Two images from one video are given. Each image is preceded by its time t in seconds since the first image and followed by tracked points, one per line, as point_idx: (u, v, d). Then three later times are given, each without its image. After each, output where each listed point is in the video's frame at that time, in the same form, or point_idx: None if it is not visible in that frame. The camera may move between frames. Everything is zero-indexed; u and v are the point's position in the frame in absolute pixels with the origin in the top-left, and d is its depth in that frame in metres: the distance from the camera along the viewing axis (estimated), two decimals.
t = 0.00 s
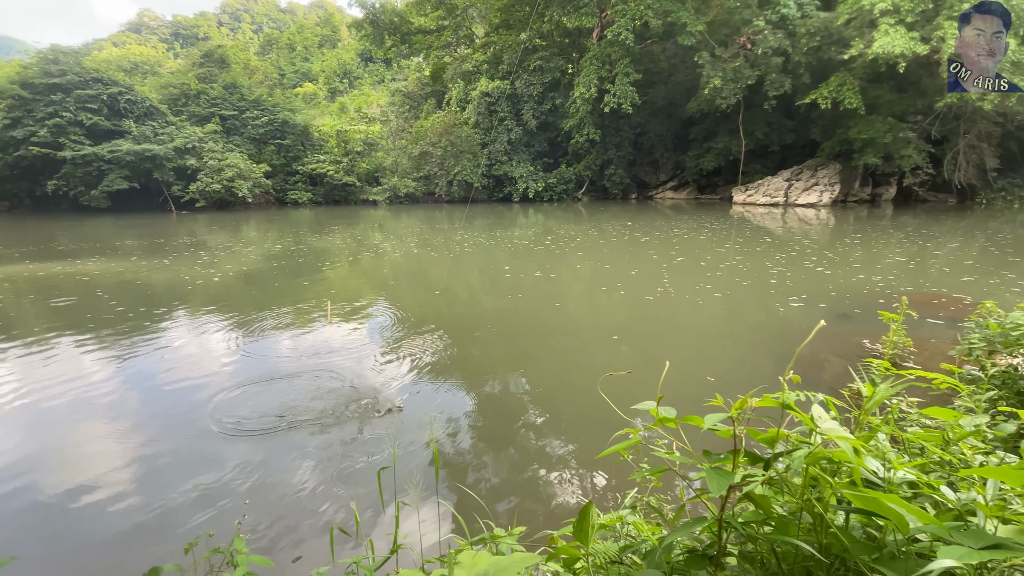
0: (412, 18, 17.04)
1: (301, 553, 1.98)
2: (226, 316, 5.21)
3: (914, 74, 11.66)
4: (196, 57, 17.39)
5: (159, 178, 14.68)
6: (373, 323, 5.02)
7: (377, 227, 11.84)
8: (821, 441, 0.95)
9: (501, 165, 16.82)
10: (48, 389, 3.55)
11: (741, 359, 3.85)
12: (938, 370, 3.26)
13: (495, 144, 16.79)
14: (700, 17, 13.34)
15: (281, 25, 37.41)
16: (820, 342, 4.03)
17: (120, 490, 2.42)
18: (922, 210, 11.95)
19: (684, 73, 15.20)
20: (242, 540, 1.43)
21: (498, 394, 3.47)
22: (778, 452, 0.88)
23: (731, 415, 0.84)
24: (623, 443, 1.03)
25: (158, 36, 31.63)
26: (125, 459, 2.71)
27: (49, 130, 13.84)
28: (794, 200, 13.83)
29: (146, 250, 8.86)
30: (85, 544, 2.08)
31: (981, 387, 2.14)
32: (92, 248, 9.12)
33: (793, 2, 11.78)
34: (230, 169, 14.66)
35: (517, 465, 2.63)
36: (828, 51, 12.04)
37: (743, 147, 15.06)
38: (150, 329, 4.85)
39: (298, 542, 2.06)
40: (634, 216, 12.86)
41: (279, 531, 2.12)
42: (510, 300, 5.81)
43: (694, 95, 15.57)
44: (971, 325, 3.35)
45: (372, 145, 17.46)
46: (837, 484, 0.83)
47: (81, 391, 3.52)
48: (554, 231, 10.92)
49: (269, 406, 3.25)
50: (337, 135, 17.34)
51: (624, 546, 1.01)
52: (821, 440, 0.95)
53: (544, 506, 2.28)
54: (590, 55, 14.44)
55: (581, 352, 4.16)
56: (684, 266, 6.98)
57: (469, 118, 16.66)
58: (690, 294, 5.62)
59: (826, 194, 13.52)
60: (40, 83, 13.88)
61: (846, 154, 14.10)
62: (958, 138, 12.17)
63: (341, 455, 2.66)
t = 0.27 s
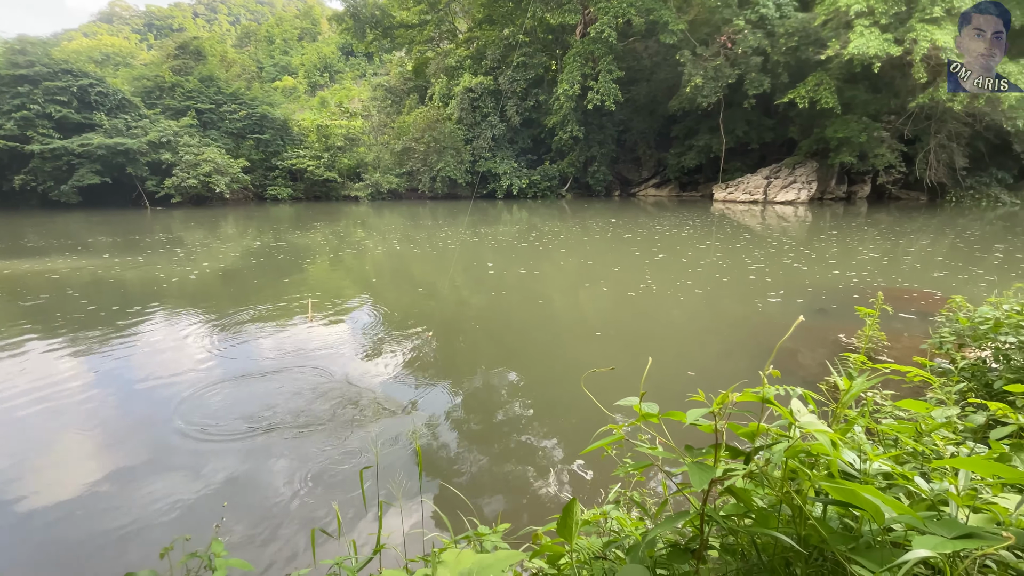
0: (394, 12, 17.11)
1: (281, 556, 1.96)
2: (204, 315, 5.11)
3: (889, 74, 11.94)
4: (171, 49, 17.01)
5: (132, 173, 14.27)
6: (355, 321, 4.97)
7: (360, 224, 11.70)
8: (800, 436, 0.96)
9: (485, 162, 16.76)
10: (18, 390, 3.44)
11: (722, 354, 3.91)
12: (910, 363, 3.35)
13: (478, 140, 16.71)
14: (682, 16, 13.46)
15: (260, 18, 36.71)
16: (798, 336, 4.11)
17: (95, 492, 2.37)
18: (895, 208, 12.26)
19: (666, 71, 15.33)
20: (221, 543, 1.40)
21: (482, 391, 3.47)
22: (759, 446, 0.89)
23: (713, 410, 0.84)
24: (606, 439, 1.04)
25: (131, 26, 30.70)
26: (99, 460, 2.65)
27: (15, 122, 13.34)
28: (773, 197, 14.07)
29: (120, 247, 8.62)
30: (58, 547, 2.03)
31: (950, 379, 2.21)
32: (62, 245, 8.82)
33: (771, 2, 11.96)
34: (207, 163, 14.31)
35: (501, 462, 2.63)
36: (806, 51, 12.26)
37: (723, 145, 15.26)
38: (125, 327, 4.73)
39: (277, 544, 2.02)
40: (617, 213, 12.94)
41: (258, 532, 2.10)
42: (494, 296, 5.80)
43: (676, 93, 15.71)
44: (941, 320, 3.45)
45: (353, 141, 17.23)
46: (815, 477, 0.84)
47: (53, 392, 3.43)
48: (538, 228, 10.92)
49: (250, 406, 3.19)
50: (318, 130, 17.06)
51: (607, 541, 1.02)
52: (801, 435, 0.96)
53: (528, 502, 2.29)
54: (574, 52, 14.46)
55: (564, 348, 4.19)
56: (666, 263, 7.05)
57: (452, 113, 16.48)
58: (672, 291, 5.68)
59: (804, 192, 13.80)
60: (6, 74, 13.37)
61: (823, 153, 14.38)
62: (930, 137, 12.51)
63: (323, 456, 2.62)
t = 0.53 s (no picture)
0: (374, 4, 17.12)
1: (261, 558, 1.93)
2: (180, 313, 5.00)
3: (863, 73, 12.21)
4: (143, 39, 16.51)
5: (103, 167, 13.84)
6: (336, 318, 4.91)
7: (340, 220, 11.55)
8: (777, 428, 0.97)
9: (468, 157, 16.67)
10: None
11: (702, 349, 3.96)
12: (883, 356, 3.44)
13: (461, 135, 16.60)
14: (663, 13, 13.56)
15: (235, 9, 35.90)
16: (776, 330, 4.19)
17: (68, 495, 2.31)
18: (869, 204, 12.56)
19: (647, 68, 15.43)
20: (198, 545, 1.37)
21: (465, 387, 3.46)
22: (737, 438, 0.91)
23: (692, 403, 0.85)
24: (588, 433, 1.04)
25: (99, 16, 29.70)
26: (72, 462, 2.57)
27: None
28: (752, 193, 14.31)
29: (89, 244, 8.35)
30: (29, 552, 1.97)
31: (921, 370, 2.28)
32: (28, 242, 8.51)
33: (750, 1, 12.11)
34: (181, 158, 13.94)
35: (485, 458, 2.63)
36: (784, 50, 12.46)
37: (704, 142, 15.44)
38: (96, 326, 4.59)
39: (257, 546, 2.00)
40: (600, 209, 13.00)
41: (238, 534, 2.06)
42: (478, 293, 5.78)
43: (657, 90, 15.84)
44: (912, 313, 3.56)
45: (333, 135, 16.98)
46: (792, 467, 0.86)
47: (21, 394, 3.31)
48: (520, 224, 10.91)
49: (229, 405, 3.13)
50: (296, 124, 16.75)
51: (590, 535, 1.02)
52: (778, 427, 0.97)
53: (512, 498, 2.30)
54: (556, 47, 14.48)
55: (547, 345, 4.19)
56: (647, 258, 7.12)
57: (434, 108, 16.40)
58: (653, 286, 5.74)
59: (781, 188, 14.08)
60: None
61: (800, 150, 14.65)
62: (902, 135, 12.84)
63: (304, 456, 2.59)
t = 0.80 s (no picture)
0: None
1: (244, 560, 1.91)
2: (158, 312, 4.89)
3: (842, 71, 12.41)
4: (117, 31, 16.05)
5: (76, 163, 13.44)
6: (320, 316, 4.85)
7: (323, 216, 11.40)
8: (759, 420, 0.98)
9: (453, 153, 16.57)
10: None
11: (686, 343, 4.01)
12: (861, 348, 3.52)
13: (446, 131, 16.50)
14: (646, 9, 13.60)
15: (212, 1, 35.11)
16: (758, 324, 4.26)
17: (45, 500, 2.25)
18: (848, 200, 12.80)
19: (631, 64, 15.49)
20: (178, 549, 1.34)
21: (452, 384, 3.45)
22: (721, 431, 0.91)
23: (676, 397, 0.86)
24: (574, 428, 1.04)
25: (68, 6, 28.78)
26: (49, 466, 2.51)
27: None
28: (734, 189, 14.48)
29: (62, 242, 8.10)
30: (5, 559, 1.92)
31: (898, 362, 2.34)
32: None
33: None
34: (158, 153, 13.61)
35: (472, 455, 2.62)
36: (765, 47, 12.60)
37: (687, 138, 15.58)
38: (71, 326, 4.47)
39: (240, 549, 1.97)
40: (585, 205, 13.04)
41: (220, 537, 2.03)
42: (464, 290, 5.75)
43: (641, 86, 15.91)
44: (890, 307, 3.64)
45: (314, 130, 16.72)
46: (773, 459, 0.87)
47: None
48: (506, 220, 10.89)
49: (211, 405, 3.07)
50: (277, 119, 16.42)
51: (576, 530, 1.03)
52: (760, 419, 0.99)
53: (499, 494, 2.30)
54: (541, 43, 14.46)
55: (533, 341, 4.20)
56: (631, 254, 7.16)
57: (418, 103, 16.28)
58: (637, 281, 5.78)
59: (763, 184, 14.28)
60: None
61: (781, 146, 14.86)
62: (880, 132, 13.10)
63: (288, 457, 2.55)
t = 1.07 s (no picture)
0: None
1: (228, 565, 1.88)
2: (136, 312, 4.78)
3: (820, 67, 12.58)
4: (87, 23, 15.58)
5: (46, 160, 13.03)
6: (304, 314, 4.79)
7: (305, 213, 11.23)
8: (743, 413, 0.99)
9: (436, 148, 16.46)
10: None
11: (670, 337, 4.05)
12: (840, 340, 3.60)
13: (429, 126, 16.38)
14: (629, 5, 13.64)
15: None
16: (740, 317, 4.32)
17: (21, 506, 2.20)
18: (826, 194, 13.04)
19: (614, 60, 15.52)
20: (159, 555, 1.31)
21: (438, 381, 3.44)
22: (706, 425, 0.92)
23: (662, 392, 0.86)
24: (561, 426, 1.04)
25: None
26: (23, 471, 2.44)
27: None
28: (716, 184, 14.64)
29: (33, 241, 7.86)
30: None
31: (876, 353, 2.39)
32: None
33: None
34: (133, 149, 13.25)
35: (458, 452, 2.62)
36: (745, 43, 12.71)
37: (670, 134, 15.70)
38: (44, 328, 4.35)
39: (223, 553, 1.94)
40: (570, 200, 13.06)
41: (202, 542, 2.00)
42: (449, 286, 5.73)
43: (624, 81, 15.96)
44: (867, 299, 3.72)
45: (295, 125, 16.44)
46: (757, 452, 0.88)
47: None
48: (491, 216, 10.86)
49: (194, 407, 3.02)
50: (256, 114, 16.07)
51: (564, 526, 1.04)
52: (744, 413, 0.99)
53: (486, 491, 2.30)
54: (524, 38, 14.43)
55: (518, 337, 4.20)
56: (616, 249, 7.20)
57: (401, 98, 16.14)
58: (622, 276, 5.82)
59: (744, 179, 14.47)
60: None
61: (761, 141, 15.05)
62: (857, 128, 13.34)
63: (273, 458, 2.52)
